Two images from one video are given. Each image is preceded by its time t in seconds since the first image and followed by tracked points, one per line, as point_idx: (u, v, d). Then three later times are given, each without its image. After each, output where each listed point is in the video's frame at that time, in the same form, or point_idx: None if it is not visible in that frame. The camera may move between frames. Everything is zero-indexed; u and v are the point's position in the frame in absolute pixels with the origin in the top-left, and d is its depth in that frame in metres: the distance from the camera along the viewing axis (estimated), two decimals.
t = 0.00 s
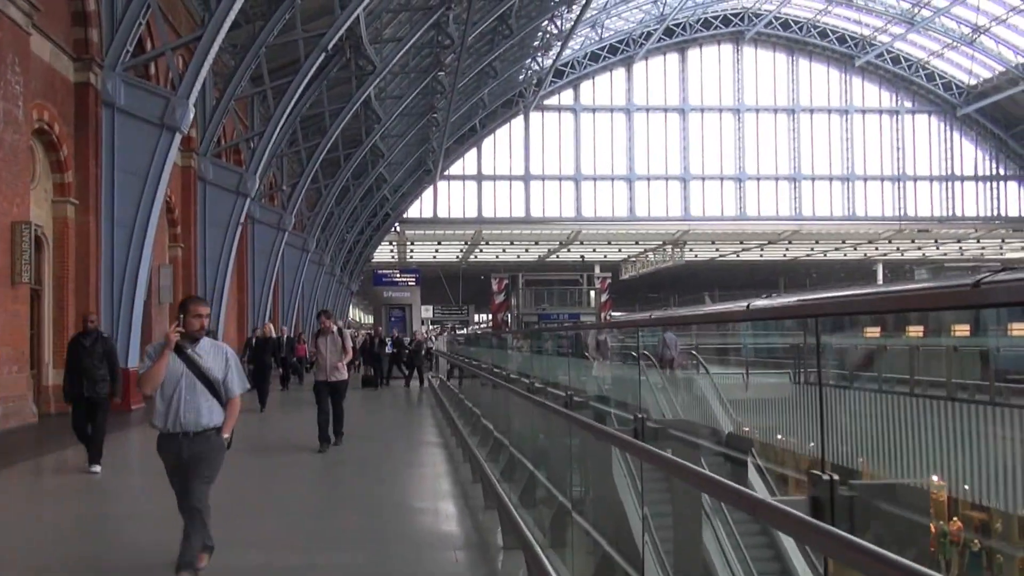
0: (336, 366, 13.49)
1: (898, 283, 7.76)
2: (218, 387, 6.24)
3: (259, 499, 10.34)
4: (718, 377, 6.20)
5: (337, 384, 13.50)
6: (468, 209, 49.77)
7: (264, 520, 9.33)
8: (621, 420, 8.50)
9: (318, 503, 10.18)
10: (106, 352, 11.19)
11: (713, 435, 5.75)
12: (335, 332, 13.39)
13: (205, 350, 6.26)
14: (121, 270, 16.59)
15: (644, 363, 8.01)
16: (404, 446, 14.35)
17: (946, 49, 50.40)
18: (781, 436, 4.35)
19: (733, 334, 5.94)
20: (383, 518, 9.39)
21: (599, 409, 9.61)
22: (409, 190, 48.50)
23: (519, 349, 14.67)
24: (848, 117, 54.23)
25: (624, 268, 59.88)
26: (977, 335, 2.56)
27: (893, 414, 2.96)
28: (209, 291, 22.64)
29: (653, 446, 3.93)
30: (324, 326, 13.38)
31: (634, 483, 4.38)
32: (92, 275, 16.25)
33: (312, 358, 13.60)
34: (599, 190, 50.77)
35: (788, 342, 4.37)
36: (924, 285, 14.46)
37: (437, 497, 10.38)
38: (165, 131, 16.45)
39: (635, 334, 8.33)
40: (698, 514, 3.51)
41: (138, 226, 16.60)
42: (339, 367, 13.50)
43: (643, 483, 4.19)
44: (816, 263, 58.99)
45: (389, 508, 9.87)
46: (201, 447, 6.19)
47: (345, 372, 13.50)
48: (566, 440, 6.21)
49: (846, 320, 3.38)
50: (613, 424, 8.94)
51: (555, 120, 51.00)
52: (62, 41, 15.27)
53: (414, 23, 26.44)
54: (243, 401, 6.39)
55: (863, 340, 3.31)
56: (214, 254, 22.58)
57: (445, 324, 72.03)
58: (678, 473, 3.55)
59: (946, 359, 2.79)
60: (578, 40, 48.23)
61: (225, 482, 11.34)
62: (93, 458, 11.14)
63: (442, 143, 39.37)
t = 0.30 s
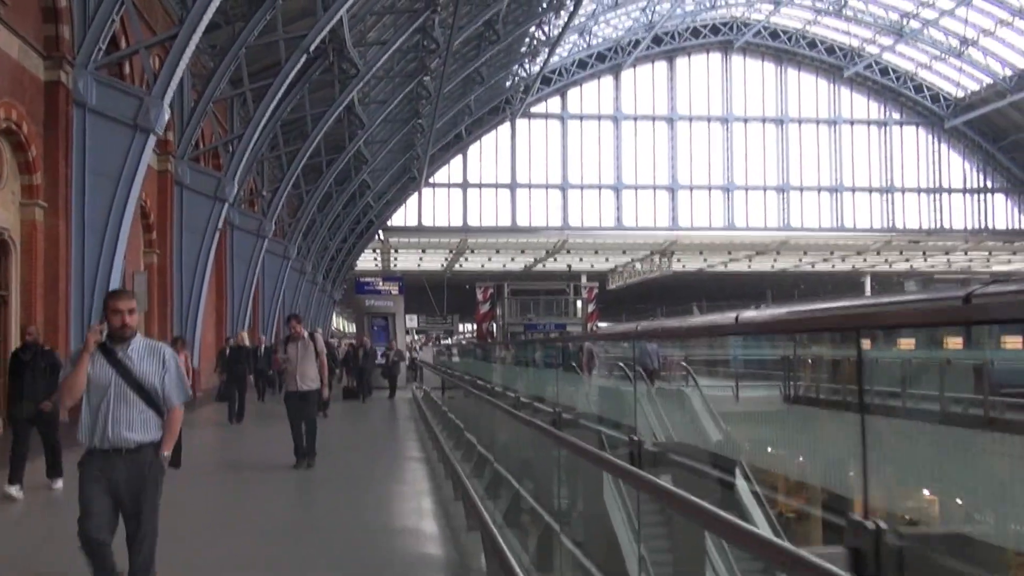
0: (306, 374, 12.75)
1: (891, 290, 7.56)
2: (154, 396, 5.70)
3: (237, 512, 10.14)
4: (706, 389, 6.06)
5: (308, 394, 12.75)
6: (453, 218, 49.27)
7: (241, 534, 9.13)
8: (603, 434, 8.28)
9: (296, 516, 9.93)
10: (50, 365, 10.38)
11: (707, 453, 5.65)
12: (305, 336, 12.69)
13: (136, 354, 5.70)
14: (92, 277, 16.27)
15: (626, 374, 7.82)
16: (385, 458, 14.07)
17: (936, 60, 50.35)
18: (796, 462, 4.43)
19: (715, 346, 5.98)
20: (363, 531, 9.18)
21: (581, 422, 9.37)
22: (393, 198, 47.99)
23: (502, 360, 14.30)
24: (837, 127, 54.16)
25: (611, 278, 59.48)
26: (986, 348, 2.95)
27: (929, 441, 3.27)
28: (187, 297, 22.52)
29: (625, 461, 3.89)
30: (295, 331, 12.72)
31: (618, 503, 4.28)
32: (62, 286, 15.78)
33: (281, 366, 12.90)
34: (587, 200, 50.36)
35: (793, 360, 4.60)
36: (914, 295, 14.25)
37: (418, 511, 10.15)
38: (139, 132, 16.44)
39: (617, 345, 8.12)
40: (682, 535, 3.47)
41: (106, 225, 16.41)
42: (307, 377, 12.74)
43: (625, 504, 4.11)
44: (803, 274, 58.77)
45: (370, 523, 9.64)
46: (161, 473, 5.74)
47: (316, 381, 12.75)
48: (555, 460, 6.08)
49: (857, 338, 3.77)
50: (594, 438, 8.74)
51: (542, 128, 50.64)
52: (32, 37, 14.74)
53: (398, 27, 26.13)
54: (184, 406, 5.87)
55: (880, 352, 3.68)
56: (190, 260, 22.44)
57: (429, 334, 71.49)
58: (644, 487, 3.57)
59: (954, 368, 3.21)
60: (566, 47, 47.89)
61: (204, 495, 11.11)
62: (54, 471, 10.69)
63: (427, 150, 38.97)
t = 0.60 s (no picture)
0: (278, 387, 11.90)
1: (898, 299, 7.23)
2: (61, 424, 4.72)
3: (217, 520, 9.86)
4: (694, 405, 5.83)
5: (279, 408, 11.88)
6: (436, 225, 48.87)
7: (213, 546, 8.73)
8: (589, 449, 7.87)
9: (273, 527, 9.58)
10: None
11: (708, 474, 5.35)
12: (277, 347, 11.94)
13: (37, 376, 4.69)
14: (62, 279, 15.97)
15: (618, 388, 7.48)
16: (366, 470, 13.66)
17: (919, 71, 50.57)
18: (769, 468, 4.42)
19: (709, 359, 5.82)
20: (341, 546, 8.81)
21: (564, 437, 8.99)
22: (375, 205, 47.57)
23: (483, 367, 13.96)
24: (821, 137, 54.26)
25: (594, 287, 59.20)
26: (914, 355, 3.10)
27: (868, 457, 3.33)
28: (159, 302, 22.29)
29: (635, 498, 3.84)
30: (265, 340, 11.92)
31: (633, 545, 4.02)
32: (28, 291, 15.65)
33: (250, 379, 12.06)
34: (571, 208, 50.11)
35: (766, 367, 4.66)
36: (904, 306, 13.96)
37: (399, 526, 9.77)
38: (110, 132, 16.14)
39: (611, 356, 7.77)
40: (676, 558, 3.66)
41: (75, 228, 16.10)
42: (278, 389, 11.88)
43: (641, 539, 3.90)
44: (787, 284, 58.68)
45: (353, 536, 9.30)
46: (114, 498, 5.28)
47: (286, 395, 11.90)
48: (543, 480, 5.82)
49: (825, 352, 3.83)
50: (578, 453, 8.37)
51: (526, 135, 50.45)
52: None
53: (380, 29, 25.83)
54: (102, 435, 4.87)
55: (847, 368, 3.77)
56: (164, 260, 22.24)
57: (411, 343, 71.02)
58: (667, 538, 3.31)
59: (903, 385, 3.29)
60: (551, 54, 47.76)
61: (176, 505, 10.79)
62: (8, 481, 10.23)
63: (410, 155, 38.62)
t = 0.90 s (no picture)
0: (247, 394, 11.67)
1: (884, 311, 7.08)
2: None
3: (184, 529, 9.79)
4: (673, 415, 5.89)
5: (250, 415, 11.68)
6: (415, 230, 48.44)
7: (183, 559, 8.52)
8: (568, 463, 7.69)
9: (249, 540, 9.40)
10: None
11: (691, 494, 5.36)
12: (244, 352, 11.68)
13: None
14: (29, 277, 16.15)
15: (600, 399, 7.36)
16: (343, 482, 13.42)
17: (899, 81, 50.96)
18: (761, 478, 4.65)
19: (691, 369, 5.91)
20: (315, 560, 8.60)
21: (542, 450, 8.80)
22: (354, 210, 47.10)
23: (464, 376, 13.75)
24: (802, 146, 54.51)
25: (576, 294, 58.92)
26: (951, 368, 3.54)
27: (876, 471, 3.69)
28: (131, 310, 22.20)
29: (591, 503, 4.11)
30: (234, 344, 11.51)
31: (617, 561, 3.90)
32: None
33: (217, 387, 11.77)
34: (552, 214, 49.77)
35: (747, 378, 5.06)
36: (888, 316, 13.83)
37: (377, 539, 9.57)
38: (79, 131, 15.96)
39: (593, 368, 7.62)
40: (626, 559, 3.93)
41: (44, 228, 16.07)
42: (248, 396, 11.63)
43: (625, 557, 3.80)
44: (767, 294, 58.65)
45: (328, 549, 9.12)
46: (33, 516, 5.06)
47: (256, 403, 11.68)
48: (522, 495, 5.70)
49: (809, 365, 4.29)
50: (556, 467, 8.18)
51: (508, 141, 50.29)
52: None
53: (359, 32, 25.59)
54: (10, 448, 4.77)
55: (828, 375, 4.20)
56: (138, 268, 22.14)
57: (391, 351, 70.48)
58: (659, 563, 3.21)
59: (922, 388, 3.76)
60: (535, 60, 47.79)
61: (147, 515, 10.60)
62: None
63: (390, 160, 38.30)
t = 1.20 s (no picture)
0: (219, 404, 10.52)
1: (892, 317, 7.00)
2: None
3: (167, 538, 9.64)
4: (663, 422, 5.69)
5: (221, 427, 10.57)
6: (404, 233, 48.27)
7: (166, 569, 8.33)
8: (560, 471, 7.56)
9: (233, 548, 9.30)
10: None
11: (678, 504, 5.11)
12: (215, 360, 10.43)
13: None
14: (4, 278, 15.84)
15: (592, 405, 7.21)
16: (330, 489, 13.26)
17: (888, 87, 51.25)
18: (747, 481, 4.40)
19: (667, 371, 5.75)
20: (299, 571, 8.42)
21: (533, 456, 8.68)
22: (343, 212, 46.87)
23: (454, 381, 13.60)
24: (792, 152, 54.66)
25: (565, 300, 58.91)
26: (943, 371, 3.09)
27: (854, 471, 3.41)
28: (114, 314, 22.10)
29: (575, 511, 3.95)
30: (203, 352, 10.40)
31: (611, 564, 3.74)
32: None
33: (183, 395, 10.63)
34: (543, 219, 49.82)
35: (736, 381, 4.79)
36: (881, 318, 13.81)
37: (363, 550, 9.37)
38: (60, 126, 15.87)
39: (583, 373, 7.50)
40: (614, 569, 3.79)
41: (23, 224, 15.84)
42: (219, 408, 10.50)
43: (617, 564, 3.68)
44: (756, 300, 58.76)
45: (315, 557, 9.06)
46: None
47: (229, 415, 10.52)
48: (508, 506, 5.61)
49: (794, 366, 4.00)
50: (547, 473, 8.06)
51: (499, 145, 50.33)
52: None
53: (349, 32, 25.48)
54: None
55: (821, 381, 3.83)
56: (120, 268, 21.93)
57: (379, 356, 70.27)
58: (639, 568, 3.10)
59: (918, 398, 3.39)
60: (526, 64, 47.85)
61: (130, 525, 10.40)
62: None
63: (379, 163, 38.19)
